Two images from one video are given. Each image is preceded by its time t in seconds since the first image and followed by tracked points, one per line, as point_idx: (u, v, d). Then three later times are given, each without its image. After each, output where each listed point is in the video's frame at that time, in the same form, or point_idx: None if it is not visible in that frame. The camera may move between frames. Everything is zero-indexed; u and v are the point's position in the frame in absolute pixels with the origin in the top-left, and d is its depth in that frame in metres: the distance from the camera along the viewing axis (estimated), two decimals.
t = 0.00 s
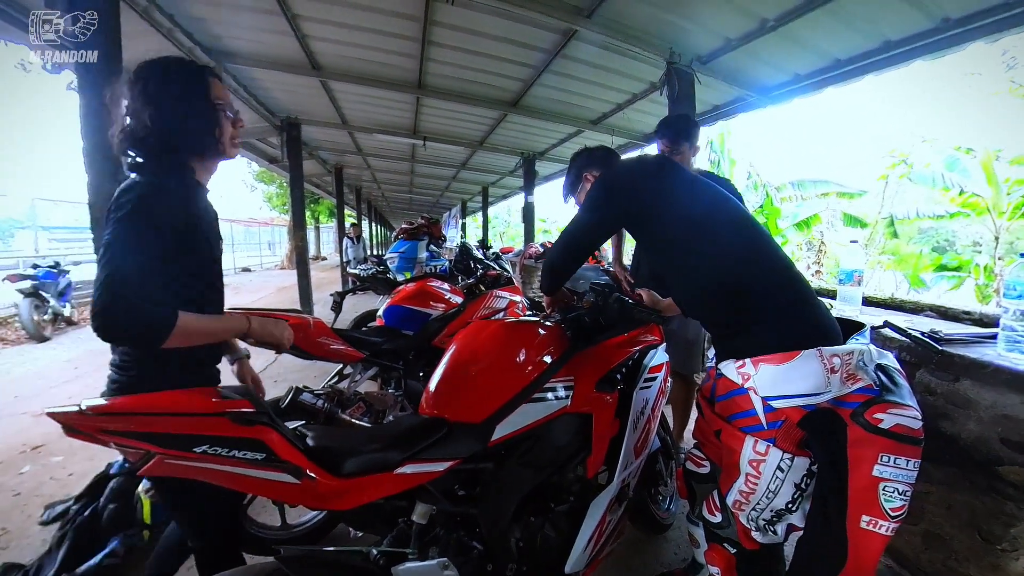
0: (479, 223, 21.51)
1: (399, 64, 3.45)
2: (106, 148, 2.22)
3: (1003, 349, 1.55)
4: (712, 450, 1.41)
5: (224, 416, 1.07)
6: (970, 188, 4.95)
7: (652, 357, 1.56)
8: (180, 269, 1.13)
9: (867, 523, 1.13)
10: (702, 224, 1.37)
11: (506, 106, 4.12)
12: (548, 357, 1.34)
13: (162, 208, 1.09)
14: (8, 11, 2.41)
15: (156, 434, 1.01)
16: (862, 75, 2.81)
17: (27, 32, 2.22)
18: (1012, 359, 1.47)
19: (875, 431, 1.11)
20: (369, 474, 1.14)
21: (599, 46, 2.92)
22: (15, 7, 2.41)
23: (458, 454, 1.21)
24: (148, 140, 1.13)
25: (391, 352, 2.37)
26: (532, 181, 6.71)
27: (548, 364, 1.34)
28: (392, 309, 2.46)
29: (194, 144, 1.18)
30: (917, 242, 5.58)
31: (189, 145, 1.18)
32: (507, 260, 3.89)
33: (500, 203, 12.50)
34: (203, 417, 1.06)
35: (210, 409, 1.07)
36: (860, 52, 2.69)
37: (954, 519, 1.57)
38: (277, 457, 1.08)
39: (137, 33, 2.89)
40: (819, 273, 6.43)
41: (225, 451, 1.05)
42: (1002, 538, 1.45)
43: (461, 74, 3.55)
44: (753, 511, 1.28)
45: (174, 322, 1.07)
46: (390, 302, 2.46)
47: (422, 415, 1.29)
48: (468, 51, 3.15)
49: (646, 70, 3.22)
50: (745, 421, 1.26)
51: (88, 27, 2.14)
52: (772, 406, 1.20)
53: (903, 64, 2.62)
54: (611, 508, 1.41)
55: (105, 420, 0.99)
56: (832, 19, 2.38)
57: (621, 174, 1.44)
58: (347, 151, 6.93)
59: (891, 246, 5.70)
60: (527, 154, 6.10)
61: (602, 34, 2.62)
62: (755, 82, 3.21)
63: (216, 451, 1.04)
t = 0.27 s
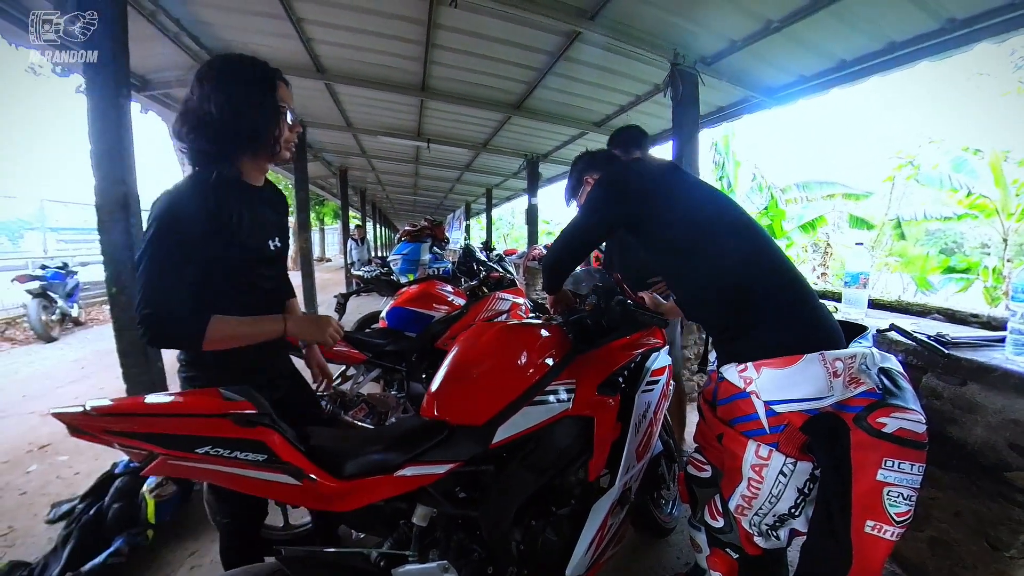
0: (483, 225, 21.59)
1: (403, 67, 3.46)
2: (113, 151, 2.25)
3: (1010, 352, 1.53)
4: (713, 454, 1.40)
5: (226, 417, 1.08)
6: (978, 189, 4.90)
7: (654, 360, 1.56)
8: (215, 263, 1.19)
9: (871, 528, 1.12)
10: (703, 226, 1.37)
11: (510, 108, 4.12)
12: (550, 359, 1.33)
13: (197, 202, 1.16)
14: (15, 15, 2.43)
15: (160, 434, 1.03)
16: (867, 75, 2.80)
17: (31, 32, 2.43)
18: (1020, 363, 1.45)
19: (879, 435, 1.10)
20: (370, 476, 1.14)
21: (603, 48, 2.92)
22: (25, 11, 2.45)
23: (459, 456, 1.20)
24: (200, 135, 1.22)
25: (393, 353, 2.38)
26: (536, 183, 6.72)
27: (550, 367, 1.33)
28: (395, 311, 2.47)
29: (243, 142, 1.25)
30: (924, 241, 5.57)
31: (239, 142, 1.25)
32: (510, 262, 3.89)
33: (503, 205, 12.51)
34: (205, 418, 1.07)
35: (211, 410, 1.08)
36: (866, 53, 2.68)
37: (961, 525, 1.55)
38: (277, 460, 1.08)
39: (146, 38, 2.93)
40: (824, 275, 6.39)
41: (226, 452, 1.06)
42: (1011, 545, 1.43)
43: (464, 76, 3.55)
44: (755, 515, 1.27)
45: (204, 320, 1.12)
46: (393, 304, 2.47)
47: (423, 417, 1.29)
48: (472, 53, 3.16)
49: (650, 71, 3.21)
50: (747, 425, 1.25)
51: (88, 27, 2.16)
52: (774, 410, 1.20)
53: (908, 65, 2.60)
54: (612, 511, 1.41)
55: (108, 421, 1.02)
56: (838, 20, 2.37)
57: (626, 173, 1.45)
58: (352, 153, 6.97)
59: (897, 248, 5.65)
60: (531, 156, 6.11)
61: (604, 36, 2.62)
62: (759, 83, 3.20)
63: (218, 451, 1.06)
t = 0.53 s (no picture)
0: (486, 227, 21.60)
1: (406, 69, 3.47)
2: (119, 153, 2.26)
3: (1016, 354, 1.52)
4: (718, 456, 1.39)
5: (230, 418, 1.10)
6: (984, 191, 4.88)
7: (656, 362, 1.56)
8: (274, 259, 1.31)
9: (878, 530, 1.11)
10: (705, 229, 1.37)
11: (513, 110, 4.13)
12: (553, 361, 1.33)
13: (263, 204, 1.31)
14: (20, 17, 2.44)
15: (164, 434, 1.06)
16: (871, 77, 2.79)
17: (30, 32, 2.46)
18: None
19: (886, 437, 1.10)
20: (372, 477, 1.14)
21: (605, 50, 2.92)
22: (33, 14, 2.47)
23: (462, 457, 1.20)
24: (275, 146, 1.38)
25: (396, 354, 2.38)
26: (539, 185, 6.72)
27: (552, 368, 1.33)
28: (398, 312, 2.47)
29: (311, 152, 1.39)
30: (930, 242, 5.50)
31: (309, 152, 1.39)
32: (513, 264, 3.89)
33: (506, 206, 12.51)
34: (208, 418, 1.09)
35: (215, 411, 1.10)
36: (870, 54, 2.67)
37: (968, 529, 1.54)
38: (280, 459, 1.09)
39: (151, 41, 2.95)
40: (828, 277, 6.37)
41: (230, 452, 1.07)
42: (1018, 549, 1.41)
43: (467, 78, 3.56)
44: (760, 518, 1.26)
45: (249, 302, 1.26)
46: (396, 305, 2.48)
47: (426, 418, 1.29)
48: (475, 56, 3.17)
49: (653, 73, 3.21)
50: (753, 427, 1.25)
51: (89, 26, 2.18)
52: (779, 411, 1.19)
53: (913, 66, 2.60)
54: (615, 514, 1.40)
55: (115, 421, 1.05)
56: (841, 21, 2.36)
57: (625, 178, 1.45)
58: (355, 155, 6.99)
59: (902, 250, 5.60)
60: (534, 158, 6.12)
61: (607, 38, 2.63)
62: (762, 85, 3.19)
63: (221, 451, 1.06)
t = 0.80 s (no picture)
0: (488, 228, 21.63)
1: (408, 71, 3.48)
2: (122, 155, 2.27)
3: (1018, 357, 1.52)
4: (720, 458, 1.39)
5: (231, 419, 1.10)
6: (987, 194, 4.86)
7: (658, 364, 1.56)
8: (361, 238, 1.95)
9: (880, 532, 1.11)
10: (705, 232, 1.37)
11: (514, 112, 4.14)
12: (554, 363, 1.33)
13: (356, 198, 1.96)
14: (22, 18, 2.45)
15: (165, 436, 1.06)
16: (872, 79, 2.80)
17: (30, 32, 2.47)
18: None
19: (888, 439, 1.09)
20: (372, 479, 1.15)
21: (606, 52, 2.93)
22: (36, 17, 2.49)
23: (463, 459, 1.21)
24: (369, 161, 2.07)
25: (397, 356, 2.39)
26: (540, 187, 6.73)
27: (553, 370, 1.33)
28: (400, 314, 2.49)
29: (396, 166, 2.08)
30: (932, 244, 5.51)
31: (393, 167, 2.09)
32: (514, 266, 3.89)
33: (507, 208, 12.52)
34: (209, 419, 1.09)
35: (217, 412, 1.10)
36: (871, 56, 2.67)
37: (971, 532, 1.53)
38: (280, 461, 1.10)
39: (154, 43, 2.97)
40: (829, 279, 6.38)
41: (231, 453, 1.08)
42: (1021, 551, 1.41)
43: (468, 80, 3.57)
44: (762, 520, 1.26)
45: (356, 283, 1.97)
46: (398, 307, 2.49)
47: (427, 420, 1.29)
48: (477, 58, 3.18)
49: (653, 75, 3.22)
50: (755, 428, 1.25)
51: (90, 26, 2.18)
52: (781, 412, 1.19)
53: (913, 68, 2.60)
54: (616, 516, 1.40)
55: (116, 422, 1.05)
56: (842, 23, 2.36)
57: (627, 182, 1.44)
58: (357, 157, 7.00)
59: (903, 252, 5.65)
60: (535, 160, 6.13)
61: (609, 41, 2.63)
62: (762, 87, 3.20)
63: (222, 452, 1.07)
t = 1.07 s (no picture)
0: (486, 229, 21.64)
1: (407, 73, 3.48)
2: (119, 156, 2.27)
3: (1015, 359, 1.52)
4: (718, 458, 1.39)
5: (230, 421, 1.10)
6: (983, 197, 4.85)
7: (656, 365, 1.56)
8: (401, 240, 1.91)
9: (878, 532, 1.11)
10: (703, 234, 1.37)
11: (513, 114, 4.15)
12: (553, 364, 1.33)
13: (397, 198, 1.92)
14: (21, 19, 2.45)
15: (163, 438, 1.06)
16: (869, 81, 2.81)
17: (30, 32, 2.47)
18: None
19: (885, 439, 1.09)
20: (371, 481, 1.15)
21: (604, 55, 2.94)
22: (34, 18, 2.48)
23: (461, 461, 1.21)
24: (409, 168, 2.05)
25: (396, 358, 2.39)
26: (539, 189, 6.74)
27: (552, 371, 1.33)
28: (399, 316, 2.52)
29: (432, 174, 2.05)
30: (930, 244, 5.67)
31: (431, 176, 2.07)
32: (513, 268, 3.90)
33: (506, 210, 12.53)
34: (208, 421, 1.09)
35: (216, 414, 1.10)
36: (868, 59, 2.68)
37: (969, 533, 1.54)
38: (279, 463, 1.10)
39: (152, 44, 2.97)
40: (827, 281, 6.40)
41: (229, 455, 1.08)
42: (1018, 553, 1.41)
43: (466, 82, 3.57)
44: (760, 521, 1.26)
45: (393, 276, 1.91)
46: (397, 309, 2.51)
47: (424, 423, 1.28)
48: (475, 60, 3.18)
49: (651, 78, 3.23)
50: (753, 429, 1.25)
51: (90, 27, 2.19)
52: (779, 413, 1.20)
53: (909, 71, 2.62)
54: (614, 518, 1.40)
55: (114, 424, 1.04)
56: (839, 26, 2.37)
57: (624, 185, 1.44)
58: (355, 158, 7.01)
59: (901, 253, 5.74)
60: (533, 162, 6.14)
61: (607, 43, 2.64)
62: (760, 89, 3.21)
63: (221, 455, 1.07)
